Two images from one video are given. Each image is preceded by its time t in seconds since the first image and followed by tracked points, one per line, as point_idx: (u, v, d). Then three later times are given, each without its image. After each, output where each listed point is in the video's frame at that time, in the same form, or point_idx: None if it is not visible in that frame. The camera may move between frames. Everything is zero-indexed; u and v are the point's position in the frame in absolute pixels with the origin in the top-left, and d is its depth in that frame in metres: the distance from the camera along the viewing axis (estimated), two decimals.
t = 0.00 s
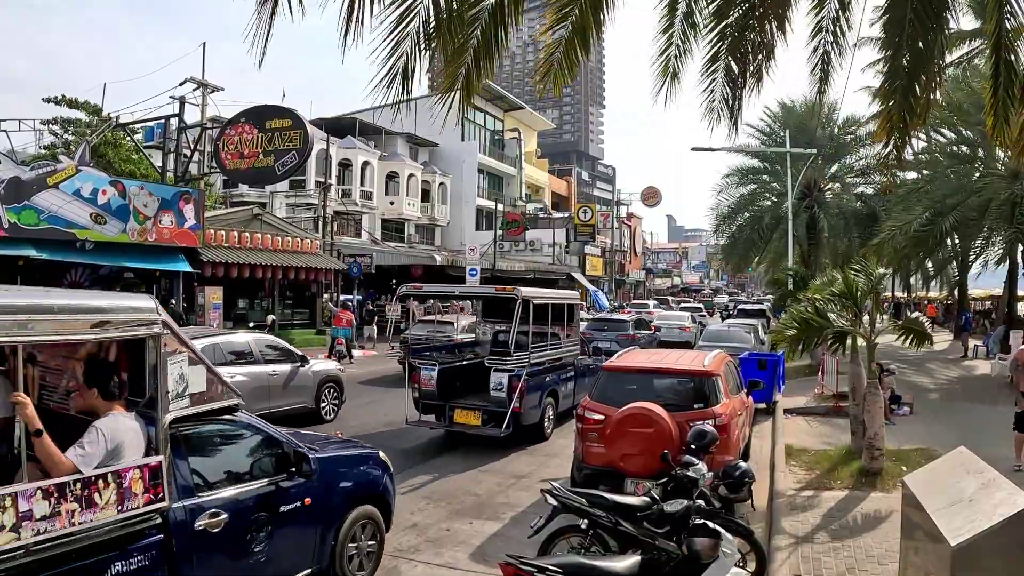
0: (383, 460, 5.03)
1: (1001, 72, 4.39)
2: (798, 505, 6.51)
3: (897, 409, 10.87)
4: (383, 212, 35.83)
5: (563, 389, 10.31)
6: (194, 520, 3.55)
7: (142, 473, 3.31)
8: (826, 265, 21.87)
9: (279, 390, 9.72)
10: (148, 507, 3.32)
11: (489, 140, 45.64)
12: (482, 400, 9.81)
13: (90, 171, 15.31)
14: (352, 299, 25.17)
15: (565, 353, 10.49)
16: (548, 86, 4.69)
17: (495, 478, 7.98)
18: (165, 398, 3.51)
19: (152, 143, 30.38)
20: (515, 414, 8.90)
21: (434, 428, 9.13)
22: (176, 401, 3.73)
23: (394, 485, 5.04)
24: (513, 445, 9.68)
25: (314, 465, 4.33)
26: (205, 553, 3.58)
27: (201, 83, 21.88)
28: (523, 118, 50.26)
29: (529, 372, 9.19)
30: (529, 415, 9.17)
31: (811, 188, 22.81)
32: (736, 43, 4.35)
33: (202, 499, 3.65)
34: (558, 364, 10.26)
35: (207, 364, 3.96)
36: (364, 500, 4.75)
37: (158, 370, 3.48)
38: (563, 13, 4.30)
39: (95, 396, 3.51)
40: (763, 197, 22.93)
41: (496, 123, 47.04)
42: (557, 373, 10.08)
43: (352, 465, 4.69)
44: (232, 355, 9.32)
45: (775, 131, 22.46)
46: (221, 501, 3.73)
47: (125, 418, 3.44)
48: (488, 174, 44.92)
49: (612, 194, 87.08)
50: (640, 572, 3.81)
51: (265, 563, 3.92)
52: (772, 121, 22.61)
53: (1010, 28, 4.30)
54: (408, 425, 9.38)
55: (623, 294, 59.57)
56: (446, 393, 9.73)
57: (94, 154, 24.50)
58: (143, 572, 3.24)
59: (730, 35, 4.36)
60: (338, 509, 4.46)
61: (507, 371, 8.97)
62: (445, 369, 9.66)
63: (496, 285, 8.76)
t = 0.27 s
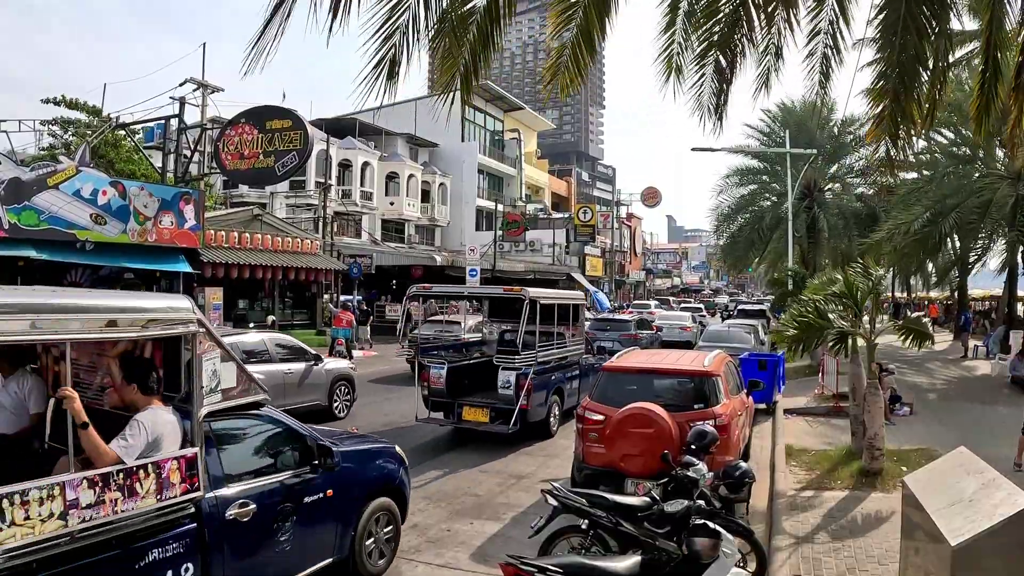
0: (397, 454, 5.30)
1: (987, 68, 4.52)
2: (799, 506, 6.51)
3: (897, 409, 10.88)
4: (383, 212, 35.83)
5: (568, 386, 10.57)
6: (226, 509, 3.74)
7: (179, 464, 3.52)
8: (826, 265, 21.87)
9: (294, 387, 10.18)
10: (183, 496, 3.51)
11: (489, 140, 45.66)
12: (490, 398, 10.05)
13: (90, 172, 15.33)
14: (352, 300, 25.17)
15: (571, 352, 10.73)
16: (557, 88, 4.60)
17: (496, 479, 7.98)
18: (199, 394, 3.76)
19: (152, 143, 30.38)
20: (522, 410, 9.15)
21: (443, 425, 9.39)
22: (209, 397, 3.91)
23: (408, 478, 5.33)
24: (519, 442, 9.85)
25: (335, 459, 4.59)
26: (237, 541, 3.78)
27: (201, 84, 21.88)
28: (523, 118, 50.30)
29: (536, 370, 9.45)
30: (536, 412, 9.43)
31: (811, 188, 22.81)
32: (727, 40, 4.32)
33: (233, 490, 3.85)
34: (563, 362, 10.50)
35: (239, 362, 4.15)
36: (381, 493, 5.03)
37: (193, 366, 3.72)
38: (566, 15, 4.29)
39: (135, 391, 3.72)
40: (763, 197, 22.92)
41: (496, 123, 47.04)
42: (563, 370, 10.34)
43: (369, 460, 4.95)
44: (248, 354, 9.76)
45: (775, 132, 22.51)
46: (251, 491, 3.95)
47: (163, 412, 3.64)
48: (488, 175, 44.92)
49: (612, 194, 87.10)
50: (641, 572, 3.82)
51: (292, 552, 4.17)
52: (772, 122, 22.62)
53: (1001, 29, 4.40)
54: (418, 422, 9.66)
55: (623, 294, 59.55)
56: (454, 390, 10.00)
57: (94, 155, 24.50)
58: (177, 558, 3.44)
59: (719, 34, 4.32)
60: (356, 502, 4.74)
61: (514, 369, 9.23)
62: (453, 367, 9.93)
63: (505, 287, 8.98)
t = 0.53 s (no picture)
0: (413, 447, 5.47)
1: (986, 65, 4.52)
2: (799, 506, 6.51)
3: (896, 409, 10.89)
4: (383, 212, 35.83)
5: (573, 384, 10.78)
6: (255, 500, 3.84)
7: (214, 455, 3.64)
8: (826, 265, 21.87)
9: (309, 383, 10.41)
10: (215, 487, 3.63)
11: (489, 140, 45.69)
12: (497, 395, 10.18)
13: (90, 172, 15.34)
14: (352, 300, 25.18)
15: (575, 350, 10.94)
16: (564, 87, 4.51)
17: (495, 479, 7.98)
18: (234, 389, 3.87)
19: (152, 143, 30.40)
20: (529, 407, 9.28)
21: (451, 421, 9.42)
22: (241, 392, 4.00)
23: (423, 471, 5.49)
24: (522, 441, 9.90)
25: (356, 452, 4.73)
26: (265, 531, 3.89)
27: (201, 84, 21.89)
28: (523, 118, 50.34)
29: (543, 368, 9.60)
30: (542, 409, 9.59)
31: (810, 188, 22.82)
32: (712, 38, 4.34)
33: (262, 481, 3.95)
34: (568, 361, 10.72)
35: (268, 358, 4.25)
36: (396, 485, 5.19)
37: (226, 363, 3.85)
38: (571, 14, 4.11)
39: (172, 387, 3.88)
40: (763, 197, 22.93)
41: (496, 123, 47.06)
42: (567, 369, 10.54)
43: (387, 453, 5.11)
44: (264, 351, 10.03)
45: (774, 131, 22.55)
46: (277, 483, 4.04)
47: (199, 406, 3.76)
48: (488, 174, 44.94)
49: (612, 194, 87.13)
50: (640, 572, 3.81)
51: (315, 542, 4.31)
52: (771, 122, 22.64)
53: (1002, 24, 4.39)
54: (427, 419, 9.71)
55: (622, 294, 59.55)
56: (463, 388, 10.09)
57: (94, 155, 24.52)
58: (211, 545, 3.53)
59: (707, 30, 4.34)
60: (375, 493, 4.88)
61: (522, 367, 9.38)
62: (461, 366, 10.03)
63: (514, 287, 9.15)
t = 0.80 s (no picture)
0: (425, 442, 5.82)
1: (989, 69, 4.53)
2: (799, 505, 6.51)
3: (896, 408, 10.88)
4: (382, 212, 35.80)
5: (578, 382, 10.92)
6: (281, 490, 4.15)
7: (246, 447, 3.90)
8: (826, 264, 21.87)
9: (321, 380, 11.07)
10: (248, 477, 3.89)
11: (489, 140, 45.68)
12: (504, 392, 10.30)
13: (90, 171, 15.34)
14: (352, 300, 25.16)
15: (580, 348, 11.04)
16: (563, 82, 4.42)
17: (496, 478, 7.98)
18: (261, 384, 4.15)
19: (151, 144, 30.39)
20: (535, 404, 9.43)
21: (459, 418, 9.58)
22: (269, 387, 4.44)
23: (435, 463, 5.84)
24: (525, 439, 9.94)
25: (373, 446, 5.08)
26: (290, 519, 4.22)
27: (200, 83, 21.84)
28: (523, 118, 50.31)
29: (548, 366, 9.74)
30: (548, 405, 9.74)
31: (810, 188, 22.82)
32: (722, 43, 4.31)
33: (287, 472, 4.27)
34: (573, 359, 10.82)
35: (293, 355, 4.65)
36: (411, 478, 5.54)
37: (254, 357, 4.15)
38: (567, 11, 4.11)
39: (205, 382, 4.15)
40: (763, 196, 22.92)
41: (496, 122, 47.04)
42: (572, 366, 10.66)
43: (401, 447, 5.45)
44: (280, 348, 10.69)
45: (775, 131, 22.56)
46: (302, 475, 4.39)
47: (229, 399, 4.02)
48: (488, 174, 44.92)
49: (612, 194, 87.10)
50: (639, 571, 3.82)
51: (335, 529, 4.66)
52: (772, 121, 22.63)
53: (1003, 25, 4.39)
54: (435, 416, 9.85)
55: (622, 294, 59.48)
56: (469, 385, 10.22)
57: (93, 154, 24.49)
58: (240, 533, 3.81)
59: (715, 34, 4.33)
60: (390, 485, 5.24)
61: (528, 365, 9.54)
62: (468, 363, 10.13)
63: (522, 287, 9.21)
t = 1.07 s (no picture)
0: (438, 437, 6.02)
1: (992, 70, 4.53)
2: (799, 504, 6.51)
3: (897, 408, 10.88)
4: (382, 211, 35.78)
5: (583, 379, 10.97)
6: (305, 481, 4.33)
7: (274, 439, 4.06)
8: (826, 264, 21.87)
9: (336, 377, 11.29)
10: (275, 468, 4.06)
11: (489, 139, 45.67)
12: (511, 389, 10.35)
13: (90, 171, 15.34)
14: (352, 299, 25.15)
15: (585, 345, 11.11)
16: (539, 76, 4.37)
17: (496, 477, 7.98)
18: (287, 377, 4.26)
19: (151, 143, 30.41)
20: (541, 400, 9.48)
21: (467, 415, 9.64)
22: (297, 381, 4.49)
23: (448, 457, 6.03)
24: (526, 439, 9.94)
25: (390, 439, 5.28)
26: (313, 508, 4.41)
27: (200, 82, 21.81)
28: (523, 117, 50.28)
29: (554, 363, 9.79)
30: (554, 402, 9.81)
31: (810, 187, 22.82)
32: (725, 45, 4.31)
33: (311, 463, 4.45)
34: (578, 356, 10.87)
35: (318, 352, 4.75)
36: (425, 471, 5.74)
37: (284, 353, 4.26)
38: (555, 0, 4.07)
39: (236, 377, 4.25)
40: (763, 196, 22.93)
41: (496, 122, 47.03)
42: (578, 363, 10.71)
43: (415, 442, 5.66)
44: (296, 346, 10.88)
45: (775, 131, 22.56)
46: (324, 465, 4.58)
47: (259, 392, 4.16)
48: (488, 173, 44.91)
49: (612, 193, 87.08)
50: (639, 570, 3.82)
51: (354, 519, 4.86)
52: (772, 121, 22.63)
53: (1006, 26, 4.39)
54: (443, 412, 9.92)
55: (622, 293, 59.46)
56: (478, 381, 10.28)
57: (93, 154, 24.48)
58: (267, 522, 3.97)
59: (720, 35, 4.32)
60: (406, 477, 5.46)
61: (535, 362, 9.58)
62: (476, 360, 10.18)
63: (527, 287, 9.24)
